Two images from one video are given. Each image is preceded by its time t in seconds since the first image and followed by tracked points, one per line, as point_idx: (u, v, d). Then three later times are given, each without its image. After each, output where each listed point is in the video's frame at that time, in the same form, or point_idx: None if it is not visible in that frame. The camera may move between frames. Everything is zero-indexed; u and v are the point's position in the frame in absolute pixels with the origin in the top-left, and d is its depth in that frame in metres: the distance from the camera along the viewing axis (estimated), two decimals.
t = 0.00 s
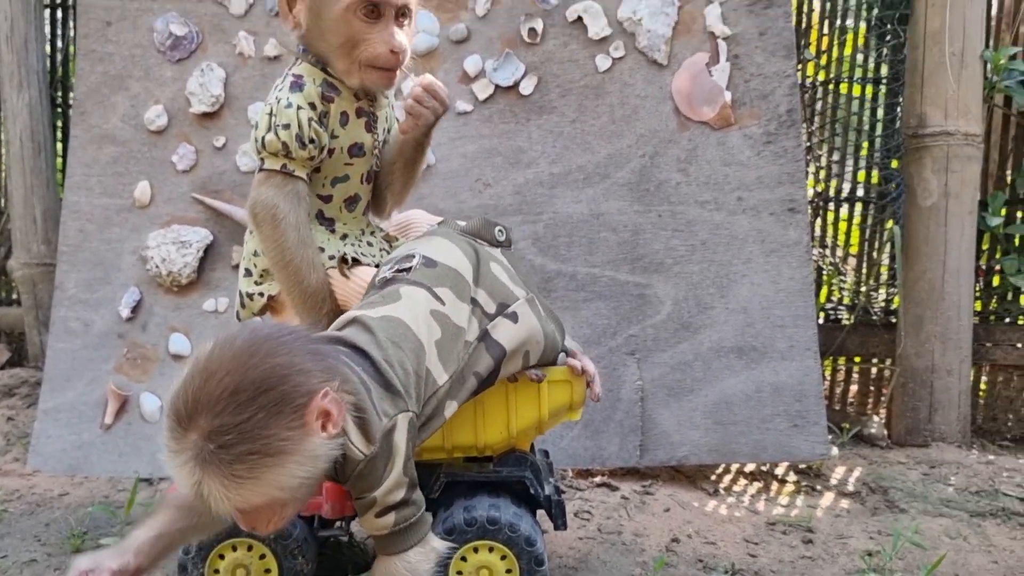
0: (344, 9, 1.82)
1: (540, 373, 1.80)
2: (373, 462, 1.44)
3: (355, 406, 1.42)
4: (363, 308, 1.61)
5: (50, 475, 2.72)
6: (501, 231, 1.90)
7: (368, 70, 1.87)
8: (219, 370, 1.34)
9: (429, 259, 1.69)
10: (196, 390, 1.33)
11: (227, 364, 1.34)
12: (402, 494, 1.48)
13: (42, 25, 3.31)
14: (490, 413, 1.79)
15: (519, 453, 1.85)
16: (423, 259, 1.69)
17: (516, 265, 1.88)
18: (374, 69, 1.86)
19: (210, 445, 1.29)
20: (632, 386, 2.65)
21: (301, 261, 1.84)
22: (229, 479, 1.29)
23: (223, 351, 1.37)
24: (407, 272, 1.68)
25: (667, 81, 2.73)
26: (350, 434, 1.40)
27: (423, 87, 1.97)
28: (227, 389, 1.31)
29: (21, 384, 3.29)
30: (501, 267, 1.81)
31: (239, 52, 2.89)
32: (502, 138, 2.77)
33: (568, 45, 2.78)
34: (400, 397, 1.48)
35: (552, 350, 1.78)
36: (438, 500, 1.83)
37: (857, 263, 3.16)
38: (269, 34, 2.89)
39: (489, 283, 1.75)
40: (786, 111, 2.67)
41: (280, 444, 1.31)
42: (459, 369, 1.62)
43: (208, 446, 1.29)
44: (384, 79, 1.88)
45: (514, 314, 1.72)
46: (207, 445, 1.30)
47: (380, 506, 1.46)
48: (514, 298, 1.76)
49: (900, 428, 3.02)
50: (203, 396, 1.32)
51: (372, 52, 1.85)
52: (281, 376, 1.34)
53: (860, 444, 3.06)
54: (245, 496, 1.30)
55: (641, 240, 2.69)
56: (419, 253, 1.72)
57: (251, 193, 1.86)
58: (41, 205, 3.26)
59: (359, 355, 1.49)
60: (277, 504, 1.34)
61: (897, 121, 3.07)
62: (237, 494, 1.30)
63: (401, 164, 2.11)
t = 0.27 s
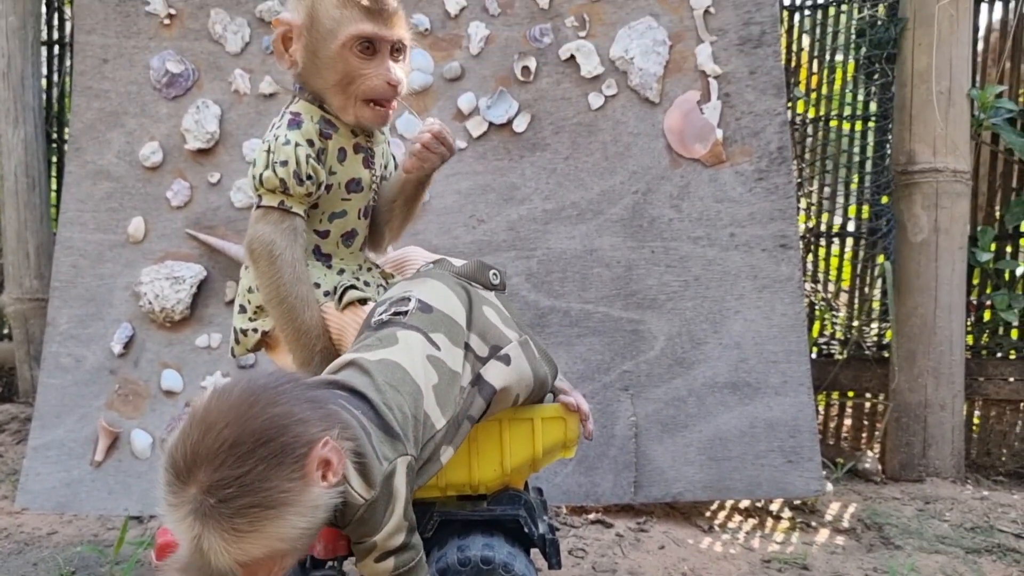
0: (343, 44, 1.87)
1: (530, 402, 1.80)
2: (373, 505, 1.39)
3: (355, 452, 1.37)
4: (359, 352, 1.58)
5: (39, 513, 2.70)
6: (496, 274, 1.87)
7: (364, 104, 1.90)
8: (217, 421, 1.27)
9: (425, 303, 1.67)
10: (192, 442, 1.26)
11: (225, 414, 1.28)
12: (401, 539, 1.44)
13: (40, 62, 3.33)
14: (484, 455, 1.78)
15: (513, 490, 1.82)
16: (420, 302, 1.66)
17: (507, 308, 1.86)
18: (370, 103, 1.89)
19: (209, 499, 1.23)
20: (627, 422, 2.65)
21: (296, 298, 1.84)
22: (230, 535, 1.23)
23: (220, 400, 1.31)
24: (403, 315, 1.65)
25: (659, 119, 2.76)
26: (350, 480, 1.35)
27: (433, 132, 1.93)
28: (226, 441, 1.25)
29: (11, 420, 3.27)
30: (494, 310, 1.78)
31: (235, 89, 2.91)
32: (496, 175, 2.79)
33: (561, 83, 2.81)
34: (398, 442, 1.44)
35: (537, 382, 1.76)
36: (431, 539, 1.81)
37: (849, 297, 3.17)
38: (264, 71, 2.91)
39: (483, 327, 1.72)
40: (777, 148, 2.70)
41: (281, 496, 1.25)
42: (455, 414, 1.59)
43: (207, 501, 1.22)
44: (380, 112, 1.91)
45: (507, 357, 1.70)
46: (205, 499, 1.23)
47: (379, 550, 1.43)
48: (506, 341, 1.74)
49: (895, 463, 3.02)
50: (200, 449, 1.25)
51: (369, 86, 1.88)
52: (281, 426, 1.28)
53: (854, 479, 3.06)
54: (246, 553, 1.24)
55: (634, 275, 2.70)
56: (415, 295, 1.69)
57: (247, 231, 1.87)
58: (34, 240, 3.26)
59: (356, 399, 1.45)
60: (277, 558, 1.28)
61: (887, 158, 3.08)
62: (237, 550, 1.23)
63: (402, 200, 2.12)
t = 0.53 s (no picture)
0: (346, 45, 1.86)
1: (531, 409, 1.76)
2: (334, 512, 1.34)
3: (308, 459, 1.34)
4: (336, 362, 1.54)
5: (40, 519, 2.70)
6: (497, 276, 1.76)
7: (369, 103, 1.88)
8: (170, 432, 1.30)
9: (410, 311, 1.60)
10: (147, 454, 1.29)
11: (178, 426, 1.30)
12: (371, 544, 1.37)
13: (40, 69, 3.34)
14: (484, 461, 1.78)
15: (515, 496, 1.83)
16: (405, 311, 1.60)
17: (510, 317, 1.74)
18: (373, 103, 1.87)
19: (161, 508, 1.25)
20: (628, 427, 2.65)
21: (299, 305, 1.84)
22: (183, 543, 1.24)
23: (176, 413, 1.33)
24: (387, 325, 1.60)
25: (659, 124, 2.77)
26: (304, 488, 1.32)
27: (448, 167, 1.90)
28: (176, 451, 1.27)
29: (12, 427, 3.27)
30: (491, 320, 1.68)
31: (235, 95, 2.91)
32: (496, 180, 2.80)
33: (561, 88, 2.81)
34: (359, 448, 1.39)
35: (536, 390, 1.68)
36: (433, 546, 1.82)
37: (850, 301, 3.17)
38: (265, 78, 2.92)
39: (473, 339, 1.64)
40: (777, 153, 2.70)
41: (231, 504, 1.26)
42: (435, 426, 1.51)
43: (159, 510, 1.25)
44: (383, 113, 1.89)
45: (498, 371, 1.61)
46: (158, 509, 1.25)
47: (350, 558, 1.36)
48: (501, 353, 1.64)
49: (896, 467, 3.02)
50: (153, 460, 1.27)
51: (373, 86, 1.87)
52: (231, 435, 1.29)
53: (856, 483, 3.06)
54: (201, 560, 1.25)
55: (635, 280, 2.70)
56: (403, 304, 1.62)
57: (248, 236, 1.87)
58: (35, 246, 3.26)
59: (318, 409, 1.42)
60: (238, 566, 1.29)
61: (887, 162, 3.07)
62: (192, 558, 1.25)
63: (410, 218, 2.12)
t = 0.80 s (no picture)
0: (346, 63, 1.84)
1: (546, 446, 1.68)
2: (300, 526, 1.27)
3: (269, 476, 1.28)
4: (305, 373, 1.47)
5: (44, 528, 2.70)
6: (487, 281, 1.64)
7: (357, 126, 1.86)
8: (123, 455, 1.24)
9: (385, 318, 1.51)
10: (101, 479, 1.23)
11: (132, 448, 1.24)
12: (345, 552, 1.30)
13: (42, 77, 3.35)
14: (489, 468, 1.78)
15: (518, 502, 1.83)
16: (380, 319, 1.51)
17: (499, 323, 1.62)
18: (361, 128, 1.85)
19: (115, 534, 1.19)
20: (631, 432, 2.66)
21: (294, 317, 1.81)
22: (138, 568, 1.18)
23: (132, 435, 1.27)
24: (360, 333, 1.51)
25: (659, 128, 2.77)
26: (268, 502, 1.26)
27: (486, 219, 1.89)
28: (128, 474, 1.21)
29: (15, 435, 3.28)
30: (474, 325, 1.56)
31: (237, 102, 2.92)
32: (498, 186, 2.80)
33: (562, 93, 2.82)
34: (325, 459, 1.32)
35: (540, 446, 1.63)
36: (436, 551, 1.82)
37: (852, 304, 3.17)
38: (266, 85, 2.92)
39: (452, 344, 1.53)
40: (778, 157, 2.70)
41: (186, 527, 1.19)
42: (404, 437, 1.43)
43: (113, 535, 1.19)
44: (369, 138, 1.87)
45: (472, 378, 1.51)
46: (113, 535, 1.20)
47: (326, 569, 1.29)
48: (479, 360, 1.53)
49: (899, 470, 3.02)
50: (106, 484, 1.22)
51: (365, 111, 1.85)
52: (184, 455, 1.23)
53: (859, 487, 3.06)
54: None
55: (637, 285, 2.71)
56: (379, 311, 1.53)
57: (239, 251, 1.84)
58: (38, 254, 3.27)
59: (282, 424, 1.36)
60: None
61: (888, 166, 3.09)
62: None
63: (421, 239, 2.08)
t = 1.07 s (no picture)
0: (348, 62, 1.82)
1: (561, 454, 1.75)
2: (302, 515, 1.28)
3: (272, 466, 1.29)
4: (306, 367, 1.48)
5: (48, 525, 2.70)
6: (496, 282, 1.61)
7: (354, 125, 1.86)
8: (124, 443, 1.24)
9: (390, 317, 1.50)
10: (102, 467, 1.23)
11: (133, 435, 1.24)
12: (343, 542, 1.29)
13: (44, 76, 3.35)
14: (493, 464, 1.79)
15: (523, 496, 1.82)
16: (385, 319, 1.50)
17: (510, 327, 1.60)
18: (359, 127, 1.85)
19: (117, 522, 1.19)
20: (634, 427, 2.66)
21: (296, 313, 1.81)
22: (140, 559, 1.19)
23: (132, 423, 1.27)
24: (365, 332, 1.52)
25: (661, 124, 2.77)
26: (271, 491, 1.28)
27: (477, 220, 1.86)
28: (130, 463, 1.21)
29: (20, 433, 3.29)
30: (483, 329, 1.55)
31: (239, 99, 2.92)
32: (500, 182, 2.81)
33: (564, 90, 2.82)
34: (325, 452, 1.33)
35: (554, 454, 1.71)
36: (440, 547, 1.82)
37: (854, 298, 3.18)
38: (268, 82, 2.93)
39: (457, 347, 1.52)
40: (780, 152, 2.71)
41: (190, 516, 1.20)
42: (400, 436, 1.44)
43: (115, 525, 1.19)
44: (361, 137, 1.87)
45: (478, 385, 1.50)
46: (115, 523, 1.20)
47: (324, 560, 1.29)
48: (486, 365, 1.52)
49: (903, 465, 3.03)
50: (108, 473, 1.22)
51: (360, 111, 1.84)
52: (188, 444, 1.24)
53: (862, 481, 3.06)
54: None
55: (639, 280, 2.71)
56: (385, 312, 1.53)
57: (238, 250, 1.84)
58: (41, 253, 3.27)
59: (282, 413, 1.37)
60: None
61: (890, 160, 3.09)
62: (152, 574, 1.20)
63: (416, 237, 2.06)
